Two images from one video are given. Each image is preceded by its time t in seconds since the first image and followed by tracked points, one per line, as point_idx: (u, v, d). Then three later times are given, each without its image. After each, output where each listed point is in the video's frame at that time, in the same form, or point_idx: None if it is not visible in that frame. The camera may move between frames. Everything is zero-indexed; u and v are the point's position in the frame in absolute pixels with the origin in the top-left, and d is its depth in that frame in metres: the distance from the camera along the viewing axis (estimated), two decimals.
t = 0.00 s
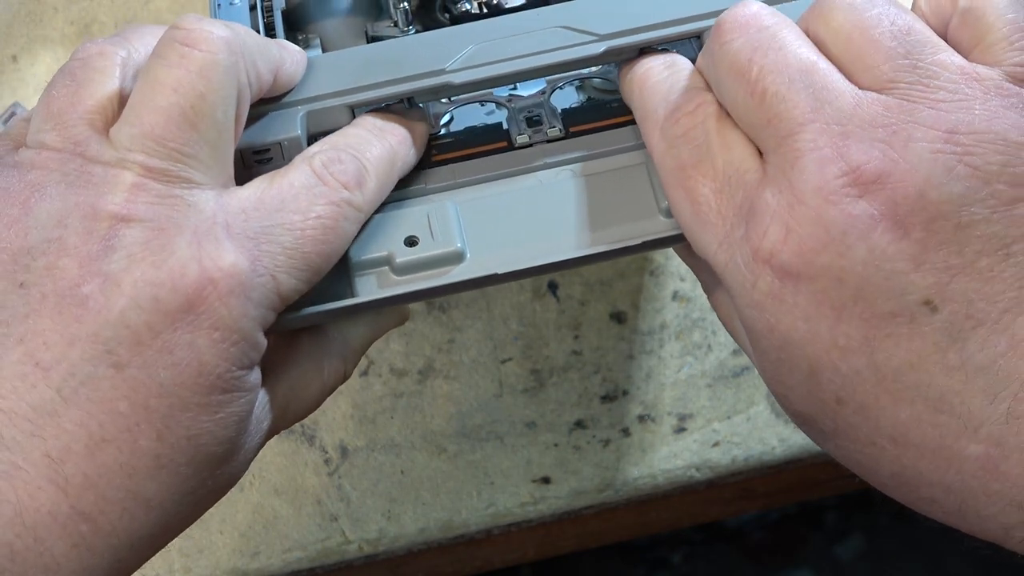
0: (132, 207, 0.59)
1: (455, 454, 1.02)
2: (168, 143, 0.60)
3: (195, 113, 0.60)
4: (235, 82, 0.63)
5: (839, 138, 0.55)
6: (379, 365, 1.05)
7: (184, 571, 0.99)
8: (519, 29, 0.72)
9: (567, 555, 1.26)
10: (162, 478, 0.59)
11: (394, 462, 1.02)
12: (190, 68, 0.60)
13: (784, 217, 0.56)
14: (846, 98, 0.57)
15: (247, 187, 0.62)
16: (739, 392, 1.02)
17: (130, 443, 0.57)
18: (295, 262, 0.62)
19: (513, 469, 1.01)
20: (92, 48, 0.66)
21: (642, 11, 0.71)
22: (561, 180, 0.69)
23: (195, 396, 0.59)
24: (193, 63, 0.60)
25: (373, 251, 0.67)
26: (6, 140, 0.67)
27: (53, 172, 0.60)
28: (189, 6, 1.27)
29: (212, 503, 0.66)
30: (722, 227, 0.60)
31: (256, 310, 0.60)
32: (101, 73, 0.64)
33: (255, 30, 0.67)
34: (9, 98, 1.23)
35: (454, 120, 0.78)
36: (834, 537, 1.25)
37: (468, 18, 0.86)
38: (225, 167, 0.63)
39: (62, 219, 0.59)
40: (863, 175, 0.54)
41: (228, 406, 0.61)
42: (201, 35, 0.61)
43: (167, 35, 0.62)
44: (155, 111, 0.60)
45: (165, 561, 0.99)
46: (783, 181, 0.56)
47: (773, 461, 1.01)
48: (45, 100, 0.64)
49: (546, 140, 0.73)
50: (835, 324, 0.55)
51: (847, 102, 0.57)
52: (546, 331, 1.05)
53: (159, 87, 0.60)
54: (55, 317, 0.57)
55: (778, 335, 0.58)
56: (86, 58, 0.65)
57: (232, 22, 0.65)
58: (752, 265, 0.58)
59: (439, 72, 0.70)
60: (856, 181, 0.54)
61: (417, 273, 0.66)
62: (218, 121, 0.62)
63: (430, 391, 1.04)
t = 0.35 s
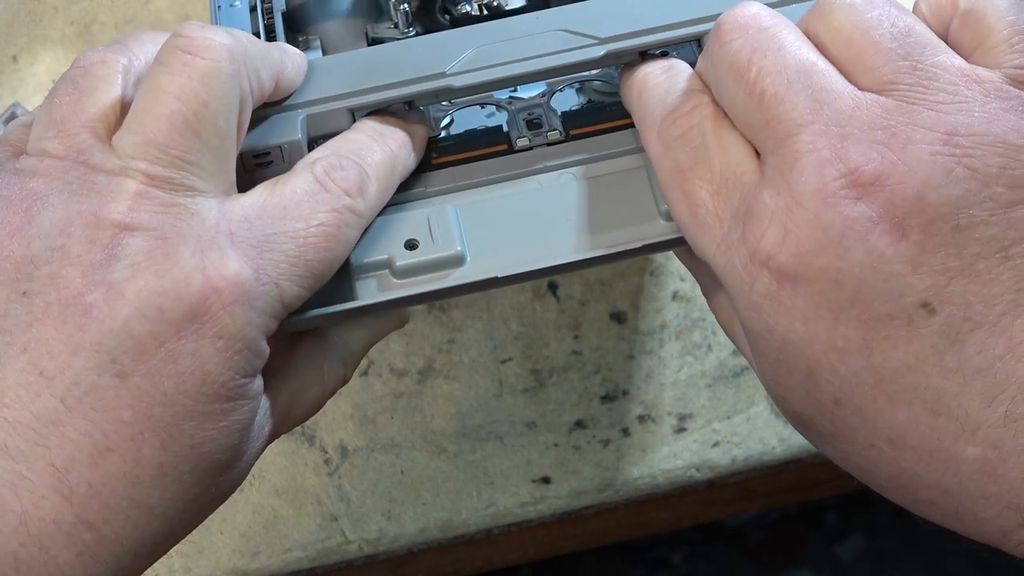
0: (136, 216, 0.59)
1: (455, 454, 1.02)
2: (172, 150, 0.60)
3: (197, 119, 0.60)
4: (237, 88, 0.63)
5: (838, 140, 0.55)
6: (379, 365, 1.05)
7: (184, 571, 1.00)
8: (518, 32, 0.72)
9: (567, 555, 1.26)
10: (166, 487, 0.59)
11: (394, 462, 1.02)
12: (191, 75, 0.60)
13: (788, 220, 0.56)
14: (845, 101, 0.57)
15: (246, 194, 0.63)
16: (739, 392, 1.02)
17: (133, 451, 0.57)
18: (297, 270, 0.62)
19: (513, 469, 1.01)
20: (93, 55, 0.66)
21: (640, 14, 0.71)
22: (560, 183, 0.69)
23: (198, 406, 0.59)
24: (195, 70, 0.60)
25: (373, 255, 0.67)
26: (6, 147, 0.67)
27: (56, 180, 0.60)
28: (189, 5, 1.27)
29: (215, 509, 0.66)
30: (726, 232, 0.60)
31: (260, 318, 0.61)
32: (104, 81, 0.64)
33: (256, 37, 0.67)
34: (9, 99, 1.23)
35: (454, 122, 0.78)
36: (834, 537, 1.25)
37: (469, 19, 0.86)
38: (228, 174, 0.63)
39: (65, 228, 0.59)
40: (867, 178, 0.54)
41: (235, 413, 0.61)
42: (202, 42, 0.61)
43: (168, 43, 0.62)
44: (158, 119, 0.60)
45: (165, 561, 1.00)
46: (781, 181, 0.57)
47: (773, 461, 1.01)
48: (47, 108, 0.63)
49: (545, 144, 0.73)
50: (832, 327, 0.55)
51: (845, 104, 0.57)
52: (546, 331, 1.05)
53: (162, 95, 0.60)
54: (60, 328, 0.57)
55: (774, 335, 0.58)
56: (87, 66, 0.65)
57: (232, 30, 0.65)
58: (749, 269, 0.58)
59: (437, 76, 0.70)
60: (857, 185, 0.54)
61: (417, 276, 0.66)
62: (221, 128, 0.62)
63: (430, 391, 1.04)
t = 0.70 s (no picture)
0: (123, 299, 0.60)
1: (455, 454, 1.01)
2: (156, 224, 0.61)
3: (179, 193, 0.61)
4: (222, 159, 0.63)
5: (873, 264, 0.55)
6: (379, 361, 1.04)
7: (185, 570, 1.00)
8: (508, 78, 0.70)
9: (567, 555, 1.27)
10: (156, 553, 0.61)
11: (394, 462, 1.02)
12: (175, 150, 0.61)
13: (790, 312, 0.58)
14: (881, 219, 0.56)
15: (236, 263, 0.63)
16: (739, 393, 1.01)
17: (127, 522, 0.59)
18: (288, 344, 0.62)
19: (513, 469, 1.01)
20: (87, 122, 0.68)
21: (634, 56, 0.70)
22: (553, 229, 0.69)
23: (187, 480, 0.60)
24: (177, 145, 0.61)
25: (367, 305, 0.67)
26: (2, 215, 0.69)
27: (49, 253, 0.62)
28: (189, 6, 1.26)
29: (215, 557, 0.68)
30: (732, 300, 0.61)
31: (248, 395, 0.61)
32: (92, 146, 0.65)
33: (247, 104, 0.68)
34: (9, 101, 1.23)
35: (449, 160, 0.78)
36: (834, 537, 1.25)
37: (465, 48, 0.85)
38: (214, 245, 0.64)
39: (51, 307, 0.60)
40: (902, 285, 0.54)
41: (226, 480, 0.63)
42: (187, 117, 0.62)
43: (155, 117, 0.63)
44: (140, 193, 0.61)
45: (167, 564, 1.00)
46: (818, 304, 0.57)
47: (773, 461, 1.01)
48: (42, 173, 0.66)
49: (538, 188, 0.73)
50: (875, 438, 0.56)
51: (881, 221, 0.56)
52: (547, 331, 1.04)
53: (145, 169, 0.61)
54: (48, 411, 0.59)
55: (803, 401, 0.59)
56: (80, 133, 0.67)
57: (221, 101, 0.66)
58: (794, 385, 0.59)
59: (431, 125, 0.69)
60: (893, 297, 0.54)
61: (411, 326, 0.66)
62: (205, 200, 0.62)
63: (430, 391, 1.03)
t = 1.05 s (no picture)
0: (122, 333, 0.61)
1: (455, 454, 1.01)
2: (153, 266, 0.61)
3: (174, 236, 0.61)
4: (218, 196, 0.63)
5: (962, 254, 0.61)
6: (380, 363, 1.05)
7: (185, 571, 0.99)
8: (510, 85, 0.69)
9: (567, 555, 1.27)
10: (159, 570, 0.63)
11: (394, 462, 1.02)
12: (168, 194, 0.61)
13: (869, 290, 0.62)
14: (979, 202, 0.61)
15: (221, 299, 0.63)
16: (739, 393, 1.01)
17: (121, 550, 0.61)
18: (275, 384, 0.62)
19: (513, 469, 1.00)
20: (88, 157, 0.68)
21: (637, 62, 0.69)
22: (560, 233, 0.69)
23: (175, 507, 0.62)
24: (170, 187, 0.61)
25: (377, 313, 0.67)
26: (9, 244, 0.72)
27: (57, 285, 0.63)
28: (190, 6, 1.26)
29: None
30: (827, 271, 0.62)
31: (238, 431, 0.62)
32: (96, 183, 0.66)
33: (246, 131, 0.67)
34: (9, 102, 1.23)
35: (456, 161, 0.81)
36: (834, 537, 1.25)
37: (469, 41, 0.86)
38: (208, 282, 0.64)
39: (48, 344, 0.62)
40: (986, 268, 0.61)
41: (219, 504, 0.64)
42: (182, 159, 0.61)
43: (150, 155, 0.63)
44: (138, 234, 0.61)
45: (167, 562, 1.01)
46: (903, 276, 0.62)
47: (774, 462, 0.99)
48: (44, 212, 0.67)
49: (545, 190, 0.72)
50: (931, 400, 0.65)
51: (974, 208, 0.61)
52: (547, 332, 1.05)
53: (141, 214, 0.61)
54: (46, 443, 0.60)
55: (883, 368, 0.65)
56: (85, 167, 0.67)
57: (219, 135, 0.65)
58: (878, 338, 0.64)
59: (438, 135, 0.68)
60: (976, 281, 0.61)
61: (423, 333, 0.66)
62: (200, 243, 0.62)
63: (430, 391, 1.04)
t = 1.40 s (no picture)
0: (118, 295, 0.71)
1: (455, 454, 0.99)
2: (130, 254, 0.69)
3: (149, 227, 0.67)
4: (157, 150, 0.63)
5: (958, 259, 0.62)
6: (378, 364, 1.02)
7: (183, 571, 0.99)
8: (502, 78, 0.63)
9: (567, 555, 1.27)
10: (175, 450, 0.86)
11: (393, 462, 1.00)
12: (134, 193, 0.66)
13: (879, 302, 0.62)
14: (973, 205, 0.62)
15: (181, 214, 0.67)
16: (739, 392, 1.01)
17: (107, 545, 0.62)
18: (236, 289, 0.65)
19: (514, 469, 0.99)
20: (77, 117, 0.75)
21: (641, 53, 0.63)
22: (547, 225, 0.65)
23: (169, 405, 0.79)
24: (138, 185, 0.65)
25: (354, 304, 0.63)
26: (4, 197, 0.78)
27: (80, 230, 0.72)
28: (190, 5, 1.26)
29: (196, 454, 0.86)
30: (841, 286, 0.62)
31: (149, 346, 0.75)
32: (75, 156, 0.71)
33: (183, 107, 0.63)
34: (10, 101, 1.23)
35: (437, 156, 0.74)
36: (834, 537, 1.24)
37: (455, 26, 0.81)
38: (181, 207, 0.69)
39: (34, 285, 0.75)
40: (987, 272, 0.62)
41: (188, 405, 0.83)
42: (144, 163, 0.65)
43: (118, 143, 0.69)
44: (110, 229, 0.68)
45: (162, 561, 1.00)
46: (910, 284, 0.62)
47: (773, 462, 0.99)
48: (47, 171, 0.76)
49: (526, 184, 0.68)
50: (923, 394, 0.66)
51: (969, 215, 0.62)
52: (547, 332, 1.04)
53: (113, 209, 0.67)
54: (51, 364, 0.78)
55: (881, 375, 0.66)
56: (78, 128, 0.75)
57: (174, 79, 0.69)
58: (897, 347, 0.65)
59: (417, 131, 0.61)
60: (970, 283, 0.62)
61: (405, 325, 0.63)
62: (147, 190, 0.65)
63: (430, 392, 1.02)
